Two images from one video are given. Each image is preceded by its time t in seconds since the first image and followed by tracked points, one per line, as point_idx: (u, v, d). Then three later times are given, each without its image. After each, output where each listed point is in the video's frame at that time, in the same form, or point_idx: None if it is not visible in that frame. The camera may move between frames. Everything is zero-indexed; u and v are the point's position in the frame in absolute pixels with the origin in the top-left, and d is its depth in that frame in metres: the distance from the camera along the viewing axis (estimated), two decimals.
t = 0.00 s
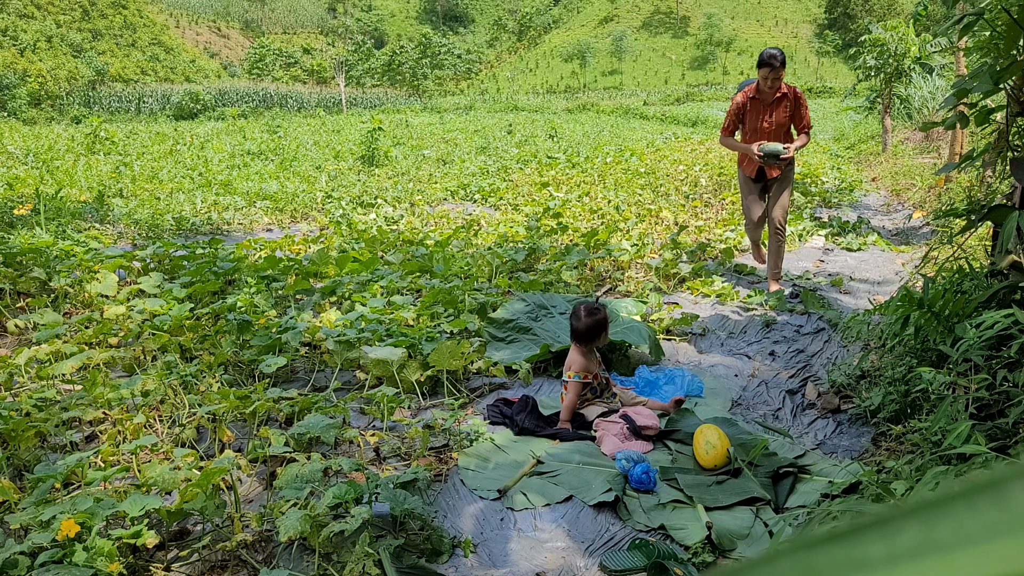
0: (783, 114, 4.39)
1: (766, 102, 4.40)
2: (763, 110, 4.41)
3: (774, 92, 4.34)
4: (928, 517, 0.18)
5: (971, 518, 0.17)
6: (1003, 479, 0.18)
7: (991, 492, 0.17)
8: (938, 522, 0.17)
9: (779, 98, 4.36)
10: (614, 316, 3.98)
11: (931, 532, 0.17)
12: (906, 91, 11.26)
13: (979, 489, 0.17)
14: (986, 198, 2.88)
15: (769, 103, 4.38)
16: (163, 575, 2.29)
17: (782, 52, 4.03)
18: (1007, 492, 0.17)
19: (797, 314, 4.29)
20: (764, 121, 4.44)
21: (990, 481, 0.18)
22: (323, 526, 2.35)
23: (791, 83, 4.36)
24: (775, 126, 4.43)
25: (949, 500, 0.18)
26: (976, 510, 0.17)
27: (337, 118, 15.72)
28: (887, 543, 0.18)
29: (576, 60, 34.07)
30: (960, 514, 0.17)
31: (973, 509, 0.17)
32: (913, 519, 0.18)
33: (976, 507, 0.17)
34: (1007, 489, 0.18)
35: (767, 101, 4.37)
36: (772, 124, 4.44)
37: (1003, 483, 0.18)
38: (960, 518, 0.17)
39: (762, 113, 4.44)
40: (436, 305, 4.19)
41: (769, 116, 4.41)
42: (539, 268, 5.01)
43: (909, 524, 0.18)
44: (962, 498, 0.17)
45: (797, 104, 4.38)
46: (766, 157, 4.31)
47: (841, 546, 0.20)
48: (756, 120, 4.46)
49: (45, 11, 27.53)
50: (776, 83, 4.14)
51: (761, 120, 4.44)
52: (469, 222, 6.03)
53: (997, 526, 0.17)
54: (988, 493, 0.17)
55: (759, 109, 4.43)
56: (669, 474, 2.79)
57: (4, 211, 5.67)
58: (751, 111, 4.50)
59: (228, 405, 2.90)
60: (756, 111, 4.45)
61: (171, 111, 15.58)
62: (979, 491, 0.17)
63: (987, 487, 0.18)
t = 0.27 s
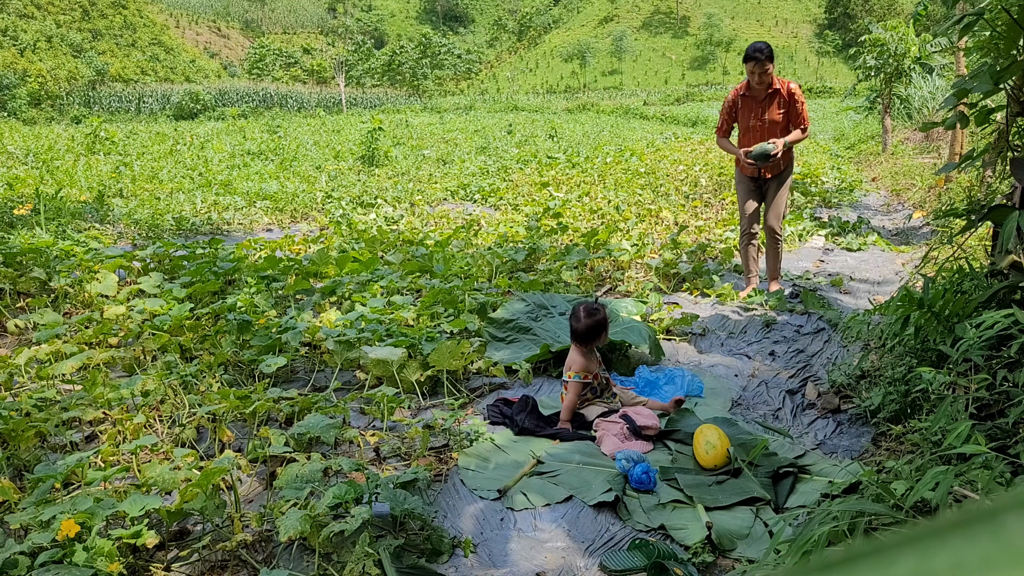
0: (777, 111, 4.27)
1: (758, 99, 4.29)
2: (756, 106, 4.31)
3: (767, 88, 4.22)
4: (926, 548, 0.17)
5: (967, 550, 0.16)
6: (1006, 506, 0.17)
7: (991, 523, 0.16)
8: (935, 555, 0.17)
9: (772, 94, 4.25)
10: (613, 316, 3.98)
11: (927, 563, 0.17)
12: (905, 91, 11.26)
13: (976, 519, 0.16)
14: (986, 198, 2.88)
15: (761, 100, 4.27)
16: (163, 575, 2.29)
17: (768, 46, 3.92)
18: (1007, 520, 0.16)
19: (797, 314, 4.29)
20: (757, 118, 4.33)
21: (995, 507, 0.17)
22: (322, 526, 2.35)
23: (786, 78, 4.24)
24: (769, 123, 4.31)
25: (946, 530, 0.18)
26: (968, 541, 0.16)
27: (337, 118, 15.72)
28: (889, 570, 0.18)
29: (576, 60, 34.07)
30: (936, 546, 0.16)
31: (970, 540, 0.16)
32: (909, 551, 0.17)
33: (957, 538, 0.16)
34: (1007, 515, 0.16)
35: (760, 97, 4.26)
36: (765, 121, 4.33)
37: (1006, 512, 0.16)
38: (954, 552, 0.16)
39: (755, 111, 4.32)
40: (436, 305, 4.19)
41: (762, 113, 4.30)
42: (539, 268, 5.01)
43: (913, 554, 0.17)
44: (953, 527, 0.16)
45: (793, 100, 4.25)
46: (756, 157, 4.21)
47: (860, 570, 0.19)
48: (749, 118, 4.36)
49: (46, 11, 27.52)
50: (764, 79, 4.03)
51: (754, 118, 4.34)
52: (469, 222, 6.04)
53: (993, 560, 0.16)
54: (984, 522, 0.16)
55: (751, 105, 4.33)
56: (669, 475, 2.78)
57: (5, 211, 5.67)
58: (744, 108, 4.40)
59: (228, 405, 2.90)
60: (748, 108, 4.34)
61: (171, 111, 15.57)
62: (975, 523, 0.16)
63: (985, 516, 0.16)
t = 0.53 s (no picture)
0: (771, 112, 4.19)
1: (753, 98, 4.21)
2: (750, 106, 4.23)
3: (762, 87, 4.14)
4: (922, 544, 0.17)
5: (967, 548, 0.16)
6: (1005, 505, 0.17)
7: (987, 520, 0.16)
8: (932, 551, 0.17)
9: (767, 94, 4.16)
10: (613, 316, 3.98)
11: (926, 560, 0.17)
12: (905, 91, 11.26)
13: (973, 515, 0.16)
14: (985, 198, 2.88)
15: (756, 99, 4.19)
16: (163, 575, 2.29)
17: (764, 43, 3.82)
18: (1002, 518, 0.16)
19: (797, 314, 4.30)
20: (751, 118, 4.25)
21: (991, 504, 0.16)
22: (322, 526, 2.35)
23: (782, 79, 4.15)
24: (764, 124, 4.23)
25: (944, 526, 0.18)
26: (965, 535, 0.16)
27: (337, 118, 15.72)
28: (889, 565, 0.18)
29: (576, 60, 34.07)
30: (931, 539, 0.17)
31: (966, 534, 0.16)
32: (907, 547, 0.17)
33: (951, 532, 0.16)
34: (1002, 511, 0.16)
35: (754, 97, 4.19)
36: (759, 122, 4.25)
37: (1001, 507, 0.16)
38: (950, 549, 0.16)
39: (749, 111, 4.26)
40: (436, 305, 4.19)
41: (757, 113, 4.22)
42: (539, 268, 5.01)
43: (909, 551, 0.18)
44: (951, 523, 0.17)
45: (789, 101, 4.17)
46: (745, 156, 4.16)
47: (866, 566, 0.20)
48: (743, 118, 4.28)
49: (46, 11, 27.50)
50: (759, 77, 3.95)
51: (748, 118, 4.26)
52: (469, 222, 6.04)
53: (990, 555, 0.16)
54: (981, 519, 0.16)
55: (746, 105, 4.25)
56: (669, 475, 2.78)
57: (5, 211, 5.67)
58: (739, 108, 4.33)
59: (228, 405, 2.90)
60: (743, 108, 4.27)
61: (171, 111, 15.57)
62: (972, 520, 0.16)
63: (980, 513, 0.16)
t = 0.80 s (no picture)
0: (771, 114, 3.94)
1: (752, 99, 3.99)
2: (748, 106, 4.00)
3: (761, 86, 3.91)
4: (920, 543, 0.17)
5: (967, 545, 0.16)
6: (1004, 503, 0.17)
7: (985, 519, 0.16)
8: (933, 548, 0.17)
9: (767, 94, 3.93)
10: (614, 316, 3.98)
11: (925, 556, 0.17)
12: (905, 91, 11.26)
13: (972, 514, 0.17)
14: (985, 198, 2.87)
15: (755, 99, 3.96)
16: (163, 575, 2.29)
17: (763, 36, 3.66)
18: (1001, 517, 0.16)
19: (797, 313, 4.30)
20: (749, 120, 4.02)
21: (990, 503, 0.17)
22: (323, 526, 2.35)
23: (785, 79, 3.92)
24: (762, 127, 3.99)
25: (945, 525, 0.18)
26: (966, 535, 0.16)
27: (337, 119, 15.72)
28: (888, 565, 0.18)
29: (576, 60, 34.06)
30: (932, 537, 0.17)
31: (966, 534, 0.16)
32: (904, 543, 0.18)
33: (952, 532, 0.16)
34: (1005, 512, 0.16)
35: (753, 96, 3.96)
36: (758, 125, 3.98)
37: (1000, 507, 0.16)
38: (951, 547, 0.16)
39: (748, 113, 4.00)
40: (436, 305, 4.19)
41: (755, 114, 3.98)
42: (539, 268, 5.01)
43: (907, 548, 0.18)
44: (950, 523, 0.17)
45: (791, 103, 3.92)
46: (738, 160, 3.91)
47: (871, 562, 0.20)
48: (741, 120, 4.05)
49: (46, 11, 27.50)
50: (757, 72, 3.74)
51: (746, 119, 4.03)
52: (469, 222, 6.04)
53: (987, 553, 0.16)
54: (981, 517, 0.17)
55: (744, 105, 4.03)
56: (669, 475, 2.78)
57: (5, 211, 5.68)
58: (737, 110, 4.11)
59: (228, 405, 2.90)
60: (740, 109, 4.05)
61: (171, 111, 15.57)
62: (970, 521, 0.16)
63: (980, 512, 0.17)
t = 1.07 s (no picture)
0: (775, 113, 3.82)
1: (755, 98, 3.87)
2: (750, 106, 3.88)
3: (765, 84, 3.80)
4: (928, 561, 0.17)
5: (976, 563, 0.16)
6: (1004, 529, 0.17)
7: (994, 543, 0.16)
8: (937, 567, 0.17)
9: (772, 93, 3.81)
10: (614, 316, 3.98)
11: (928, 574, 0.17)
12: (905, 90, 11.26)
13: (978, 537, 0.17)
14: (985, 198, 2.87)
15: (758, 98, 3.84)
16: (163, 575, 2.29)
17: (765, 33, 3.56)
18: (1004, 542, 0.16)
19: (797, 313, 4.30)
20: (751, 119, 3.90)
21: (993, 528, 0.17)
22: (323, 526, 2.35)
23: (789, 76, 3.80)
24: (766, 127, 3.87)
25: (951, 539, 0.18)
26: (972, 558, 0.16)
27: (337, 119, 15.73)
28: None
29: (576, 60, 34.06)
30: (939, 558, 0.17)
31: (973, 556, 0.16)
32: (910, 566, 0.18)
33: (960, 552, 0.16)
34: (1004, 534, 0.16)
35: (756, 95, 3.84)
36: (762, 124, 3.88)
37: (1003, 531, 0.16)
38: (961, 564, 0.16)
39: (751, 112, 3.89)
40: (436, 305, 4.19)
41: (759, 113, 3.86)
42: (539, 268, 5.01)
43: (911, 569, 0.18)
44: (959, 543, 0.17)
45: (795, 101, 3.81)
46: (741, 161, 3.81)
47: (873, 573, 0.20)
48: (742, 119, 3.93)
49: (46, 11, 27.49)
50: (760, 70, 3.64)
51: (748, 119, 3.91)
52: (469, 222, 6.04)
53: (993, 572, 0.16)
54: (991, 541, 0.17)
55: (747, 104, 3.91)
56: (669, 475, 2.78)
57: (5, 211, 5.68)
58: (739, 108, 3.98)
59: (228, 405, 2.90)
60: (743, 108, 3.93)
61: (171, 111, 15.57)
62: (976, 545, 0.16)
63: (986, 536, 0.17)
